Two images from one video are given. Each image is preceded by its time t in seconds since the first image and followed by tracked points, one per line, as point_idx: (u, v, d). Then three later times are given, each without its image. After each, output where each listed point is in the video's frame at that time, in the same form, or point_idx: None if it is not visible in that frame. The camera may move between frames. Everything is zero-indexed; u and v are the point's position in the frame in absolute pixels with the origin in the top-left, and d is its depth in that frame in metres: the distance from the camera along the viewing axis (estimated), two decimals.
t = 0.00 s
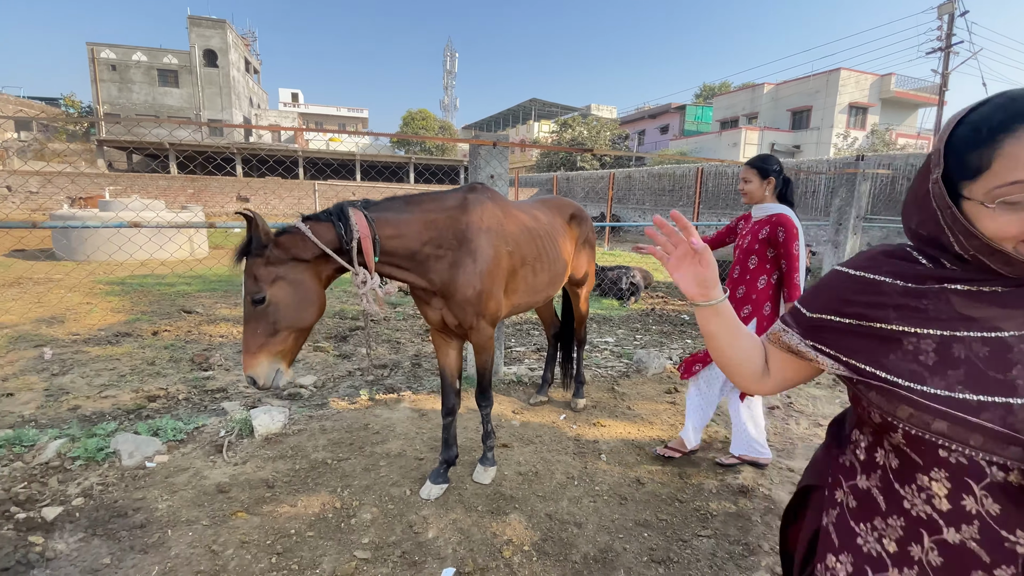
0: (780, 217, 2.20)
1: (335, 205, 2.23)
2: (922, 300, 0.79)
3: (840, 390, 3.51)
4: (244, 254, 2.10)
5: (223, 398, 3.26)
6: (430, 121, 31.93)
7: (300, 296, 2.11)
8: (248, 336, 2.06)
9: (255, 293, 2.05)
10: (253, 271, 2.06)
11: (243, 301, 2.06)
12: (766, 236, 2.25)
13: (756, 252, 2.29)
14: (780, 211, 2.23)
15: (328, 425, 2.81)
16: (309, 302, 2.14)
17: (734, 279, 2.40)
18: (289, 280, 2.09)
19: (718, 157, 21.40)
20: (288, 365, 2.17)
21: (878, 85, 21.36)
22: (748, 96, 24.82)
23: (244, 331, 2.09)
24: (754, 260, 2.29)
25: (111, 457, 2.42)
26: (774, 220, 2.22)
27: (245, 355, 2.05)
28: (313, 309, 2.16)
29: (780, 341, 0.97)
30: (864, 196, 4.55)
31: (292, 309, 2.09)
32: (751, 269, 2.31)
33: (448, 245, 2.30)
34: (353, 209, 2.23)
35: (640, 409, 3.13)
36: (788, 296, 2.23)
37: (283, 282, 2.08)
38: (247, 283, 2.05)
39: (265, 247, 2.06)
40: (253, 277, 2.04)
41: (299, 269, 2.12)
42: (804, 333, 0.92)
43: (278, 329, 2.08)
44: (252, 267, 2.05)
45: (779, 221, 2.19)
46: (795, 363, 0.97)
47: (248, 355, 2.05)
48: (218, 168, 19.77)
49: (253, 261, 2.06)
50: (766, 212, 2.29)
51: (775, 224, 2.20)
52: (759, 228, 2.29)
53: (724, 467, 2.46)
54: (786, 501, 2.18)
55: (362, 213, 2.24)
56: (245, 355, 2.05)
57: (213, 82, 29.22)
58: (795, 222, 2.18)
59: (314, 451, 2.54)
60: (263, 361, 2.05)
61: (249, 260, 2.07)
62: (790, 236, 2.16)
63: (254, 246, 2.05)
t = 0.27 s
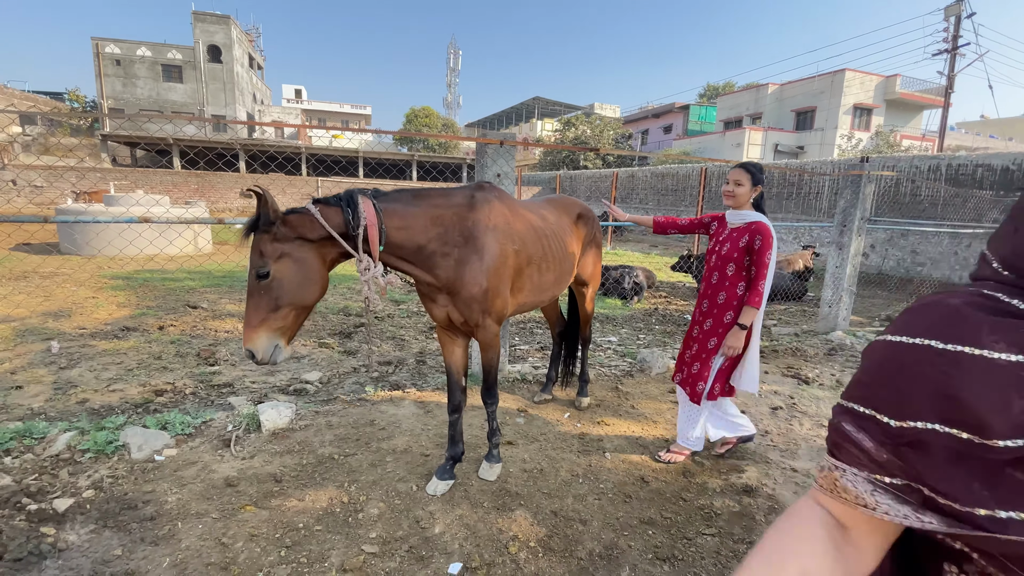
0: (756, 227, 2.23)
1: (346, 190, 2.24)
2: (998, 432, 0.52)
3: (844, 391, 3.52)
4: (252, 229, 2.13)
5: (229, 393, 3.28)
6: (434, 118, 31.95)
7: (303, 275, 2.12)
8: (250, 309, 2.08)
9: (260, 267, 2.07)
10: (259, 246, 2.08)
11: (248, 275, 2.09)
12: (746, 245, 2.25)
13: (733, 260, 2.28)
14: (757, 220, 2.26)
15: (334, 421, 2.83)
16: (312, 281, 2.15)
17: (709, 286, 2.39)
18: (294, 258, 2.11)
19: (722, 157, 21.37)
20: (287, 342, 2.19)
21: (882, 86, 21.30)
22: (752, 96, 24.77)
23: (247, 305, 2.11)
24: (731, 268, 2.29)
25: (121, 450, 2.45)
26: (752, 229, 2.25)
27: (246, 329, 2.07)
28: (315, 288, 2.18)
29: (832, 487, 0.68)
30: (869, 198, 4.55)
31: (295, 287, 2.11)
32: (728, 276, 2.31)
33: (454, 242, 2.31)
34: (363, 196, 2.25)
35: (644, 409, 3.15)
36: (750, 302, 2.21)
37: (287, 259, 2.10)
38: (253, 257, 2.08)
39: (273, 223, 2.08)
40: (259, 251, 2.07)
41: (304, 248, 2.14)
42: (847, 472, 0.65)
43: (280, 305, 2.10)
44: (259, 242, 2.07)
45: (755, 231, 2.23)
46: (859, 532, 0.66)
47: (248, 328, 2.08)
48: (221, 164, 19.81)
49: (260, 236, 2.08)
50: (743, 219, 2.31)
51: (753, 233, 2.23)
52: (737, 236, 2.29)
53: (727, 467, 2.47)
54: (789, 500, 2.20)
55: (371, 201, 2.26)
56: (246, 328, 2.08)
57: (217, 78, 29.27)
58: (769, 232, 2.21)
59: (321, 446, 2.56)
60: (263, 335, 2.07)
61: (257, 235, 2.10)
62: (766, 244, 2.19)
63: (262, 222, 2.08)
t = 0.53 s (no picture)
0: (750, 229, 2.24)
1: (345, 185, 2.23)
2: None
3: (839, 396, 3.54)
4: (250, 219, 2.12)
5: (224, 395, 3.26)
6: (430, 119, 31.91)
7: (301, 266, 2.12)
8: (247, 299, 2.08)
9: (257, 258, 2.06)
10: (257, 236, 2.07)
11: (245, 265, 2.08)
12: (741, 248, 2.26)
13: (727, 262, 2.28)
14: (748, 223, 2.27)
15: (330, 424, 2.81)
16: (309, 273, 2.15)
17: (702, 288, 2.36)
18: (292, 248, 2.10)
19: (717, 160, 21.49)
20: (284, 332, 2.19)
21: (876, 91, 21.50)
22: (746, 100, 24.95)
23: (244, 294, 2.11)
24: (725, 270, 2.28)
25: (114, 453, 2.42)
26: (746, 232, 2.25)
27: (243, 318, 2.07)
28: (312, 280, 2.17)
29: None
30: (863, 204, 4.59)
31: (292, 278, 2.10)
32: (721, 279, 2.29)
33: (453, 244, 2.30)
34: (363, 192, 2.24)
35: (641, 412, 3.15)
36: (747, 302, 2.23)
37: (285, 250, 2.09)
38: (250, 247, 2.07)
39: (271, 213, 2.07)
40: (257, 241, 2.06)
41: (303, 239, 2.13)
42: None
43: (277, 295, 2.09)
44: (256, 232, 2.06)
45: (750, 234, 2.24)
46: None
47: (245, 318, 2.07)
48: (215, 163, 19.68)
49: (258, 226, 2.07)
50: (732, 221, 2.32)
51: (747, 236, 2.24)
52: (729, 239, 2.29)
53: (724, 471, 2.48)
54: (785, 506, 2.21)
55: (370, 198, 2.25)
56: (243, 317, 2.07)
57: (211, 77, 29.08)
58: (762, 234, 2.24)
59: (317, 449, 2.54)
60: (260, 325, 2.07)
61: (254, 225, 2.08)
62: (761, 245, 2.23)
63: (260, 212, 2.06)
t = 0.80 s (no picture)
0: (739, 234, 2.27)
1: (343, 184, 2.23)
2: None
3: (831, 400, 3.58)
4: (247, 216, 2.11)
5: (216, 399, 3.22)
6: (424, 122, 31.91)
7: (299, 263, 2.11)
8: (246, 295, 2.07)
9: (255, 254, 2.05)
10: (254, 233, 2.06)
11: (243, 262, 2.07)
12: (731, 252, 2.28)
13: (717, 266, 2.29)
14: (736, 227, 2.30)
15: (324, 428, 2.79)
16: (308, 269, 2.14)
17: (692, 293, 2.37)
18: (289, 245, 2.09)
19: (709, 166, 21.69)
20: (283, 328, 2.18)
21: (865, 98, 21.84)
22: (738, 106, 25.23)
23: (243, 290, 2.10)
24: (715, 274, 2.30)
25: (104, 458, 2.37)
26: (735, 236, 2.28)
27: (242, 314, 2.06)
28: (311, 276, 2.17)
29: None
30: (854, 209, 4.65)
31: (290, 275, 2.10)
32: (712, 283, 2.31)
33: (449, 247, 2.29)
34: (360, 192, 2.24)
35: (636, 416, 3.16)
36: (748, 306, 2.28)
37: (282, 246, 2.08)
38: (248, 243, 2.05)
39: (268, 210, 2.06)
40: (254, 238, 2.05)
41: (301, 236, 2.12)
42: None
43: (275, 291, 2.08)
44: (254, 229, 2.05)
45: (739, 238, 2.26)
46: None
47: (244, 313, 2.06)
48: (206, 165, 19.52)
49: (255, 223, 2.06)
50: (721, 227, 2.33)
51: (736, 240, 2.26)
52: (719, 243, 2.30)
53: (720, 475, 2.49)
54: (781, 510, 2.22)
55: (368, 197, 2.25)
56: (241, 313, 2.06)
57: (203, 78, 28.88)
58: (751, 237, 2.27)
59: (311, 454, 2.52)
60: (259, 320, 2.06)
61: (251, 221, 2.07)
62: (751, 249, 2.26)
63: (257, 208, 2.05)
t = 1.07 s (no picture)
0: (728, 240, 2.27)
1: (338, 189, 2.23)
2: None
3: (825, 406, 3.60)
4: (242, 220, 2.10)
5: (207, 406, 3.18)
6: (418, 128, 31.95)
7: (294, 266, 2.09)
8: (241, 298, 2.05)
9: (249, 257, 2.04)
10: (249, 236, 2.05)
11: (238, 265, 2.06)
12: (722, 258, 2.29)
13: (707, 272, 2.30)
14: (725, 234, 2.31)
15: (317, 436, 2.76)
16: (303, 272, 2.12)
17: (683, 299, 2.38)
18: (284, 248, 2.08)
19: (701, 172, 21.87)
20: (279, 331, 2.16)
21: (854, 107, 22.15)
22: (729, 114, 25.51)
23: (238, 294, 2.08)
24: (705, 280, 2.30)
25: (93, 467, 2.33)
26: (725, 242, 2.28)
27: (236, 317, 2.04)
28: (306, 279, 2.15)
29: None
30: (845, 217, 4.70)
31: (285, 278, 2.08)
32: (702, 289, 2.31)
33: (444, 253, 2.29)
34: (356, 197, 2.23)
35: (631, 423, 3.16)
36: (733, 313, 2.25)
37: (277, 250, 2.07)
38: (242, 247, 2.04)
39: (262, 214, 2.05)
40: (249, 241, 2.04)
41: (296, 239, 2.11)
42: None
43: (270, 295, 2.07)
44: (248, 232, 2.04)
45: (729, 245, 2.27)
46: None
47: (238, 317, 2.04)
48: (198, 169, 19.39)
49: (249, 226, 2.05)
50: (712, 234, 2.34)
51: (726, 246, 2.27)
52: (709, 249, 2.31)
53: (714, 482, 2.49)
54: (776, 517, 2.22)
55: (363, 202, 2.25)
56: (236, 316, 2.04)
57: (195, 82, 28.73)
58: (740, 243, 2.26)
59: (304, 463, 2.49)
60: (254, 323, 2.04)
61: (246, 225, 2.07)
62: (740, 255, 2.25)
63: (252, 212, 2.05)
